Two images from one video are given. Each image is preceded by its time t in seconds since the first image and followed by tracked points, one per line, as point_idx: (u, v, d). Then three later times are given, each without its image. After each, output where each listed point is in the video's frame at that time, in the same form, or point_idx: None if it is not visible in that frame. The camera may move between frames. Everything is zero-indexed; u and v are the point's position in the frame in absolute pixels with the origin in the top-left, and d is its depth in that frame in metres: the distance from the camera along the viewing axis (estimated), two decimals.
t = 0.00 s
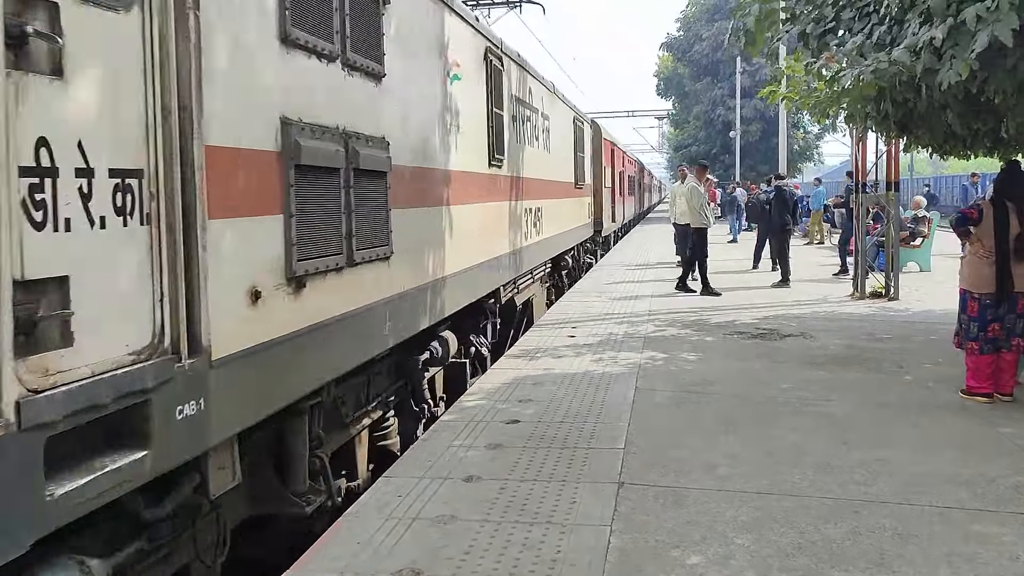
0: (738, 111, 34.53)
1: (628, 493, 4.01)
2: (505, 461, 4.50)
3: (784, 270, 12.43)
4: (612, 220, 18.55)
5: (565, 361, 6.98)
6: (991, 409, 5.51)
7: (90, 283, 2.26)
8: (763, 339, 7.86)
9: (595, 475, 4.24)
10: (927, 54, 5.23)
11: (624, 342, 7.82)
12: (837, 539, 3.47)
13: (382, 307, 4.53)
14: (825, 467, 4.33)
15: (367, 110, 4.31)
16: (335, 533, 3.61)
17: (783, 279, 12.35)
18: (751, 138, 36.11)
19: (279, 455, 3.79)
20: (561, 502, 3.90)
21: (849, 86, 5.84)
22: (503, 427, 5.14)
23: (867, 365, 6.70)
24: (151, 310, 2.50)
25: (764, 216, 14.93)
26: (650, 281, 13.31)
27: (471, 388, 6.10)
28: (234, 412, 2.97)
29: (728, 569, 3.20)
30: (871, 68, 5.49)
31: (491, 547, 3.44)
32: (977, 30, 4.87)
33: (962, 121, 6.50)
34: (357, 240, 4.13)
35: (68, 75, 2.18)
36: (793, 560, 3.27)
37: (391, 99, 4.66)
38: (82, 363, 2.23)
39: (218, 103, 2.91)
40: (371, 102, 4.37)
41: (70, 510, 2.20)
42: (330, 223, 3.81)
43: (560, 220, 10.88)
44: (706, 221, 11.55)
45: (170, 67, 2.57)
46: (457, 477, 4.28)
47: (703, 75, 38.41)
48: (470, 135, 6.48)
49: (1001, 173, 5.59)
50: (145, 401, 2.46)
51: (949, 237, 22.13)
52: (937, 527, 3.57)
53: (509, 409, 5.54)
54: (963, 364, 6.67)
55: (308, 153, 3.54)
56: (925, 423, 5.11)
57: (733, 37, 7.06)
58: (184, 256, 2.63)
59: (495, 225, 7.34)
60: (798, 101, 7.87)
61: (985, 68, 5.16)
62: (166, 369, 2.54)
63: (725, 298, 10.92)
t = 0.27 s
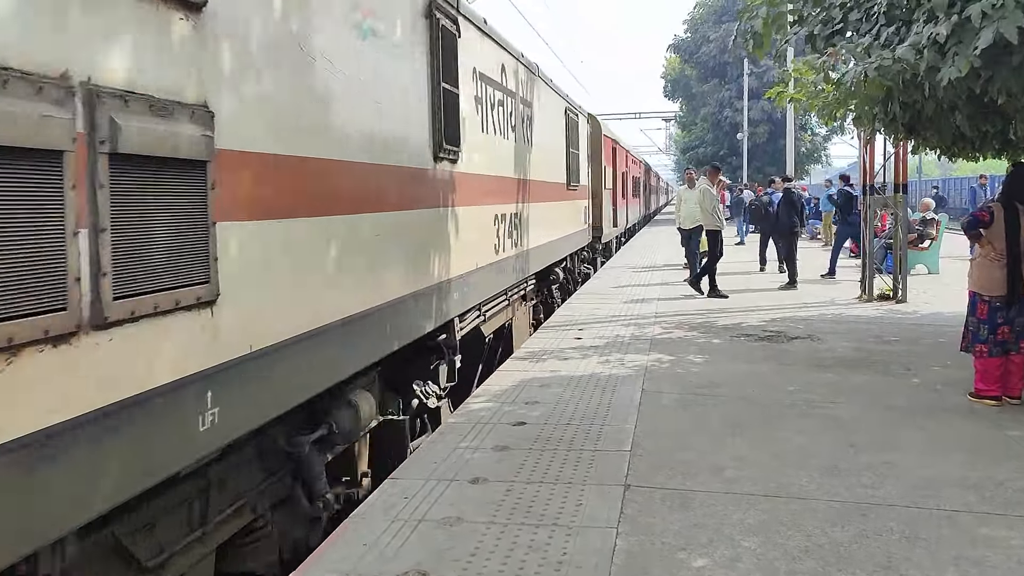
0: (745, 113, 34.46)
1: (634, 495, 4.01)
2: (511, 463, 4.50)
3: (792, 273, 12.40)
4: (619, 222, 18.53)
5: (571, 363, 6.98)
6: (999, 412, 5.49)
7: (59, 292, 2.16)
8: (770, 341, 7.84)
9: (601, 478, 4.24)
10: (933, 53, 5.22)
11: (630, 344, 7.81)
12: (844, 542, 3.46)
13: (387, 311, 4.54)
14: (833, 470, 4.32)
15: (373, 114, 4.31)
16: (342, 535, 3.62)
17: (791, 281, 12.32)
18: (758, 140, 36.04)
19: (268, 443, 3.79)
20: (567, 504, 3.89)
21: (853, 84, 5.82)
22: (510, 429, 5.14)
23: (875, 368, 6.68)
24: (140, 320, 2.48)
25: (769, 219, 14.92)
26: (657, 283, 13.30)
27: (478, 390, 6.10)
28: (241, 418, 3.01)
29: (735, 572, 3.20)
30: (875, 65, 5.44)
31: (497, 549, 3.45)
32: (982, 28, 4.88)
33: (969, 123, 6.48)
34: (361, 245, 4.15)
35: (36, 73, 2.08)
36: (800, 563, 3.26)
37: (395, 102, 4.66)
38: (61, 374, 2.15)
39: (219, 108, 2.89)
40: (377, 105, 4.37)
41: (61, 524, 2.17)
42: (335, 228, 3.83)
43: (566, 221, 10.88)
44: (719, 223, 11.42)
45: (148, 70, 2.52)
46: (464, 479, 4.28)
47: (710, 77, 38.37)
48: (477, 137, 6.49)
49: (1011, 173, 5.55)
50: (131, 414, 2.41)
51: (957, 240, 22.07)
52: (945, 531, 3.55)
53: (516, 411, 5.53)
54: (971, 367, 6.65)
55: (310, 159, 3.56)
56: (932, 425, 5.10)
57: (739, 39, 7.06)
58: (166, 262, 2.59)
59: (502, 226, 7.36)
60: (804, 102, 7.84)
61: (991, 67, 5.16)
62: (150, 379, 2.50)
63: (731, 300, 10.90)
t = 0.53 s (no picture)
0: (757, 120, 34.40)
1: (645, 502, 4.00)
2: (522, 469, 4.50)
3: (803, 279, 12.36)
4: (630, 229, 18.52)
5: (582, 369, 6.97)
6: (1013, 420, 5.45)
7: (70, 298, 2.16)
8: (782, 348, 7.82)
9: (612, 484, 4.24)
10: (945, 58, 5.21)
11: (641, 350, 7.80)
12: (856, 550, 3.44)
13: (398, 318, 4.54)
14: (845, 478, 4.30)
15: (384, 120, 4.32)
16: (353, 540, 3.63)
17: (803, 288, 12.27)
18: (770, 146, 35.96)
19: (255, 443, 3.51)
20: (578, 511, 3.89)
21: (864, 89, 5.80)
22: (521, 435, 5.14)
23: (888, 375, 6.64)
24: (157, 324, 2.50)
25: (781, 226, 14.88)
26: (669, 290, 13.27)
27: (489, 396, 6.10)
28: (252, 426, 3.03)
29: None
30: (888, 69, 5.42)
31: (508, 554, 3.45)
32: (995, 32, 4.88)
33: (982, 130, 6.45)
34: (371, 252, 4.15)
35: (42, 79, 2.07)
36: (812, 571, 3.25)
37: (407, 106, 4.68)
38: (73, 380, 2.16)
39: (230, 115, 2.91)
40: (387, 111, 4.39)
41: (69, 528, 2.19)
42: (345, 234, 3.84)
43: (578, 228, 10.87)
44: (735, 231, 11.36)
45: (161, 76, 2.54)
46: (475, 485, 4.29)
47: (721, 84, 38.33)
48: (488, 143, 6.51)
49: None
50: (140, 419, 2.42)
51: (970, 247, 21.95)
52: (959, 539, 3.53)
53: (527, 417, 5.53)
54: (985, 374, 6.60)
55: (321, 166, 3.58)
56: (946, 433, 5.07)
57: (752, 45, 7.06)
58: (179, 269, 2.60)
59: (513, 232, 7.36)
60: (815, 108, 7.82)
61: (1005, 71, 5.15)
62: (160, 384, 2.51)
63: (743, 307, 10.87)
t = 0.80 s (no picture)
0: (772, 130, 34.29)
1: (661, 514, 3.98)
2: (537, 481, 4.50)
3: (820, 290, 12.29)
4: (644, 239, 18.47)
5: (597, 381, 6.95)
6: None
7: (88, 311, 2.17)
8: (798, 359, 7.77)
9: (627, 497, 4.22)
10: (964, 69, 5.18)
11: (657, 361, 7.77)
12: (875, 564, 3.41)
13: (412, 330, 4.58)
14: (863, 491, 4.27)
15: (401, 134, 4.36)
16: (368, 551, 3.64)
17: (819, 299, 12.19)
18: (785, 156, 35.82)
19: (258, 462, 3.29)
20: (593, 523, 3.88)
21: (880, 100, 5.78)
22: (536, 447, 5.13)
23: (906, 387, 6.59)
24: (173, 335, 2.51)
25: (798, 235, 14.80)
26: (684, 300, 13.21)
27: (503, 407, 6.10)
28: (264, 439, 3.05)
29: None
30: (905, 81, 5.40)
31: (523, 567, 3.44)
32: (1014, 43, 4.85)
33: (1001, 140, 6.40)
34: (386, 265, 4.19)
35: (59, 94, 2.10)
36: None
37: (422, 118, 4.70)
38: (89, 392, 2.17)
39: (246, 128, 2.94)
40: (404, 124, 4.43)
41: (84, 537, 2.21)
42: (360, 246, 3.84)
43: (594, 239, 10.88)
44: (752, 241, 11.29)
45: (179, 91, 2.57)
46: (490, 497, 4.28)
47: (737, 93, 38.26)
48: (503, 154, 6.52)
49: None
50: (155, 428, 2.44)
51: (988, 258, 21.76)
52: (979, 554, 3.50)
53: (542, 429, 5.52)
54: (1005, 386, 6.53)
55: (338, 180, 3.63)
56: (965, 446, 5.02)
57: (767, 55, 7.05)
58: (195, 281, 2.62)
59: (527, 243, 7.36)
60: (831, 117, 7.79)
61: None
62: (176, 395, 2.53)
63: (759, 317, 10.81)
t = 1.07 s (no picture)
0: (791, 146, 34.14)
1: (682, 540, 3.94)
2: (557, 504, 4.47)
3: (841, 308, 12.18)
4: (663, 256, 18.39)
5: (616, 401, 6.90)
6: None
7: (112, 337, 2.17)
8: (820, 379, 7.69)
9: (648, 521, 4.18)
10: (987, 90, 5.15)
11: (676, 381, 7.71)
12: None
13: (431, 351, 4.58)
14: (888, 517, 4.20)
15: (420, 157, 4.38)
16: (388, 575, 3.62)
17: (841, 316, 12.07)
18: (804, 172, 35.63)
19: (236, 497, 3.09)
20: (614, 548, 3.85)
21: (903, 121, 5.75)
22: (556, 469, 5.11)
23: (930, 408, 6.50)
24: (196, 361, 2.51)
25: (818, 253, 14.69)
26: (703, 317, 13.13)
27: (522, 428, 6.07)
28: (283, 464, 3.05)
29: None
30: (927, 102, 5.38)
31: None
32: None
33: None
34: (405, 288, 4.18)
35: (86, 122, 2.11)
36: None
37: (441, 140, 4.73)
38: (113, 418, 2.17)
39: (267, 154, 2.95)
40: (424, 147, 4.46)
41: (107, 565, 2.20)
42: (378, 269, 3.84)
43: (612, 258, 10.81)
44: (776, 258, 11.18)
45: (202, 118, 2.58)
46: (509, 520, 4.26)
47: (755, 109, 38.16)
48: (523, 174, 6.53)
49: None
50: (178, 456, 2.43)
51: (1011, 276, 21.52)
52: None
53: (561, 450, 5.49)
54: None
55: (359, 202, 3.65)
56: (992, 470, 4.94)
57: (788, 73, 7.03)
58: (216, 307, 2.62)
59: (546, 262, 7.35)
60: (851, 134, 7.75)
61: None
62: (198, 421, 2.52)
63: (779, 336, 10.72)
